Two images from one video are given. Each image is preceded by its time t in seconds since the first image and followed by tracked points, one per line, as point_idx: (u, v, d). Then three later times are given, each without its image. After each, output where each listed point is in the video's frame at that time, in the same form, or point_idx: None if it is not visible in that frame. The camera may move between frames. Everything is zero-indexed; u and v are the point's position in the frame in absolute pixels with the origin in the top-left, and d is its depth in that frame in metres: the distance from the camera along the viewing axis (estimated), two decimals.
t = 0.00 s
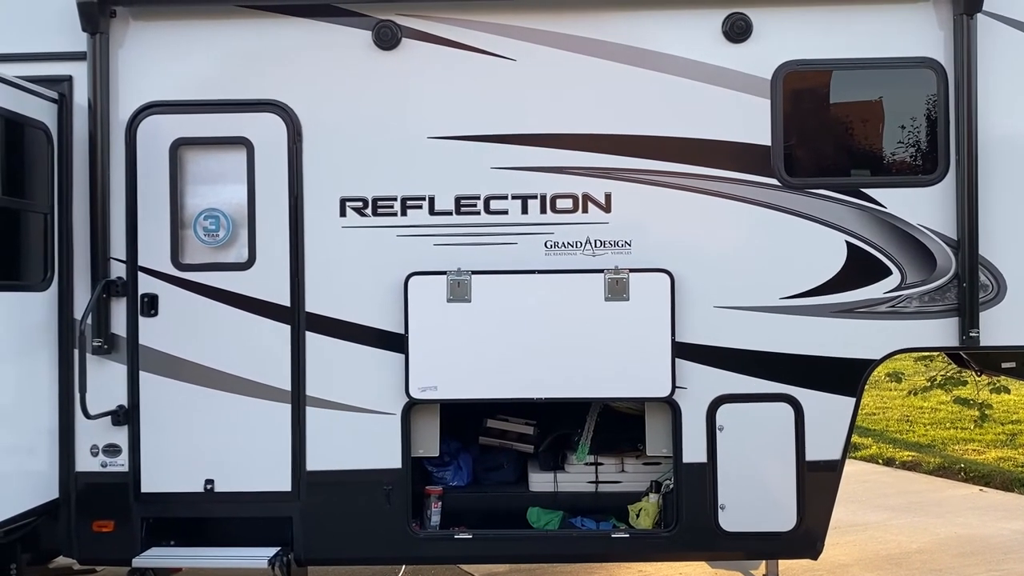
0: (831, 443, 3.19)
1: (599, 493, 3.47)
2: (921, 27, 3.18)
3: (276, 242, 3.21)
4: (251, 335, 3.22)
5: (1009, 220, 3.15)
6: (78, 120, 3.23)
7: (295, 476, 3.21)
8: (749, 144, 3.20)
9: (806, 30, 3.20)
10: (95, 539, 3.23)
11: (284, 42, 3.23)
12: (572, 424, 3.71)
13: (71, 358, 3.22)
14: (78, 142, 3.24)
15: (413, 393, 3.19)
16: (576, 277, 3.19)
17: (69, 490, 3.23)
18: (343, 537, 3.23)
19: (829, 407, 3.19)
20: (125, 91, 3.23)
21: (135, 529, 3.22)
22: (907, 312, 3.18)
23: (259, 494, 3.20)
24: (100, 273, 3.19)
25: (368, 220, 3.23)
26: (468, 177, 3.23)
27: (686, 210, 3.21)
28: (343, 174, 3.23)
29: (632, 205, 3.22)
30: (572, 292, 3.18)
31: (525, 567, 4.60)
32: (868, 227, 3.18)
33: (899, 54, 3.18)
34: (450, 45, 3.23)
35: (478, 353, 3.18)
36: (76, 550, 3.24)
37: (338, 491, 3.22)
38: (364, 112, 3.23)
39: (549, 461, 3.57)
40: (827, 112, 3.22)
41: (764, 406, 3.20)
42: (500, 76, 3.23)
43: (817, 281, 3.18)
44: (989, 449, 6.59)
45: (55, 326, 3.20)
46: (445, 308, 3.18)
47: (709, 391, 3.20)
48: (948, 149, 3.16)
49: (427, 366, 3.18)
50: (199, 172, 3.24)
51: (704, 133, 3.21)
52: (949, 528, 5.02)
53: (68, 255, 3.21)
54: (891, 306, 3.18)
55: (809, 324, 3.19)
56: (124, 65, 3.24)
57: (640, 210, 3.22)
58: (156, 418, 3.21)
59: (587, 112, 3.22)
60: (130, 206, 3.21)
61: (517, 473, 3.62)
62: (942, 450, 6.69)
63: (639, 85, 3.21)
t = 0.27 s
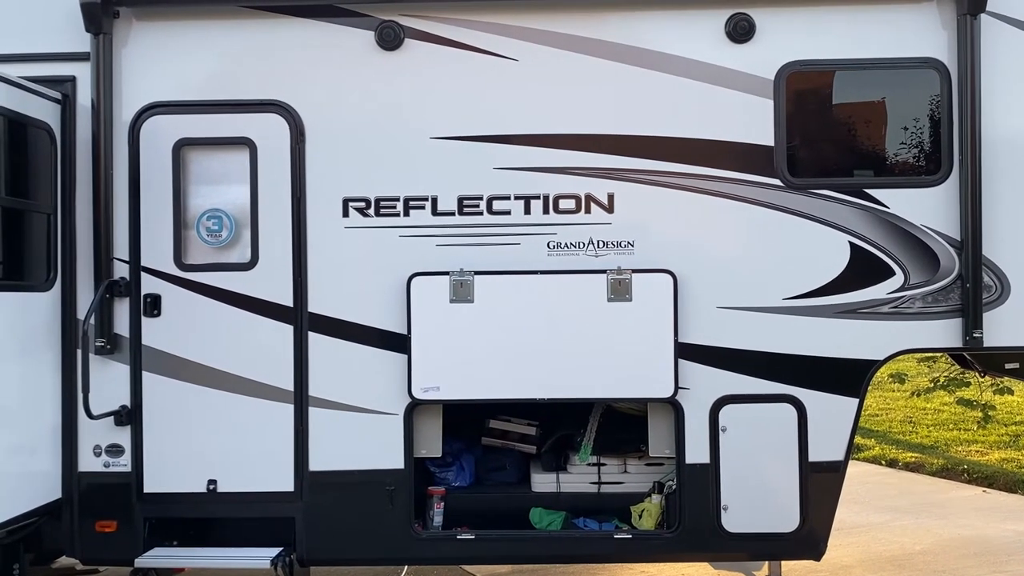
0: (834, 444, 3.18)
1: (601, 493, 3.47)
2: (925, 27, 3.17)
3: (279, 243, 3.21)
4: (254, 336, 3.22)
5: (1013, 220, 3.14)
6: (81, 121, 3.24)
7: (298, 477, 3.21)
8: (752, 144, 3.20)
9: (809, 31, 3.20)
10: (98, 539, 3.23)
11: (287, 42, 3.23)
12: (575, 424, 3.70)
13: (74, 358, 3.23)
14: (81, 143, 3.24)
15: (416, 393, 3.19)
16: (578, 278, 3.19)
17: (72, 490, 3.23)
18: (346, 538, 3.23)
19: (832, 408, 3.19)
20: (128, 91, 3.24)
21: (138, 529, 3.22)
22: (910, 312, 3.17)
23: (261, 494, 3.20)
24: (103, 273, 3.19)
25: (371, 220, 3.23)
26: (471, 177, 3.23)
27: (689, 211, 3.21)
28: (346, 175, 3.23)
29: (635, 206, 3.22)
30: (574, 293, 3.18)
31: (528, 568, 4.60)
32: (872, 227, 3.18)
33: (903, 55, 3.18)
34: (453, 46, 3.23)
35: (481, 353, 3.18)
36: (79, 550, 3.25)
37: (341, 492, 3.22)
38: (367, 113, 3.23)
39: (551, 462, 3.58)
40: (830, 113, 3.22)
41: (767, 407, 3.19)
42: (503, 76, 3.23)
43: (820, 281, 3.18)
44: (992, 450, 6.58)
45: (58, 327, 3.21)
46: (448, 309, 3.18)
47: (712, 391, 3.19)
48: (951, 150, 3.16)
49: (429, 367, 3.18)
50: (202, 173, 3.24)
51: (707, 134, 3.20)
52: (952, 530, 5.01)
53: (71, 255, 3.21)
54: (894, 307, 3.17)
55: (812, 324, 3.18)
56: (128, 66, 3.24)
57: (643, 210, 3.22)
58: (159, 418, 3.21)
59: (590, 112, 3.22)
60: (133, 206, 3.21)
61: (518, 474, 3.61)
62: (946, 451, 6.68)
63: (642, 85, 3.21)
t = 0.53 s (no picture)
0: (837, 444, 3.18)
1: (604, 494, 3.46)
2: (928, 27, 3.17)
3: (281, 243, 3.21)
4: (256, 336, 3.22)
5: (1016, 221, 3.14)
6: (84, 121, 3.24)
7: (300, 477, 3.21)
8: (754, 145, 3.20)
9: (811, 31, 3.20)
10: (100, 539, 3.24)
11: (289, 43, 3.24)
12: (577, 425, 3.69)
13: (77, 358, 3.23)
14: (84, 143, 3.24)
15: (418, 394, 3.19)
16: (580, 278, 3.18)
17: (75, 490, 3.23)
18: (348, 538, 3.23)
19: (834, 409, 3.18)
20: (131, 92, 3.24)
21: (141, 529, 3.22)
22: (912, 313, 3.17)
23: (263, 494, 3.21)
24: (105, 273, 3.19)
25: (373, 221, 3.23)
26: (473, 178, 3.23)
27: (691, 211, 3.21)
28: (348, 175, 3.23)
29: (637, 206, 3.22)
30: (577, 293, 3.18)
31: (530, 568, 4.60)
32: (874, 228, 3.18)
33: (905, 55, 3.18)
34: (456, 46, 3.23)
35: (482, 354, 3.18)
36: (81, 550, 3.25)
37: (343, 492, 3.22)
38: (369, 113, 3.23)
39: (553, 462, 3.58)
40: (833, 113, 3.21)
41: (769, 408, 3.19)
42: (505, 77, 3.23)
43: (822, 282, 3.17)
44: (995, 451, 6.56)
45: (61, 327, 3.21)
46: (450, 309, 3.18)
47: (714, 392, 3.19)
48: (954, 151, 3.16)
49: (431, 367, 3.18)
50: (204, 173, 3.24)
51: (709, 134, 3.20)
52: (955, 531, 5.00)
53: (74, 256, 3.22)
54: (896, 308, 3.17)
55: (814, 325, 3.18)
56: (130, 66, 3.24)
57: (646, 211, 3.22)
58: (161, 418, 3.22)
59: (592, 113, 3.22)
60: (136, 207, 3.22)
61: (520, 475, 3.60)
62: (948, 452, 6.67)
63: (644, 86, 3.21)
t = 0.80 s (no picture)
0: (839, 445, 3.18)
1: (605, 495, 3.47)
2: (929, 28, 3.17)
3: (283, 244, 3.22)
4: (258, 337, 3.22)
5: (1018, 221, 3.13)
6: (86, 122, 3.25)
7: (302, 478, 3.22)
8: (756, 146, 3.20)
9: (813, 32, 3.20)
10: (102, 539, 3.24)
11: (291, 44, 3.24)
12: (579, 425, 3.69)
13: (79, 358, 3.23)
14: (87, 144, 3.25)
15: (420, 394, 3.19)
16: (582, 279, 3.19)
17: (77, 491, 3.24)
18: (349, 539, 3.24)
19: (836, 409, 3.18)
20: (133, 93, 3.25)
21: (143, 529, 3.23)
22: (915, 314, 3.16)
23: (265, 495, 3.21)
24: (107, 274, 3.20)
25: (375, 221, 3.23)
26: (475, 178, 3.23)
27: (692, 212, 3.20)
28: (350, 176, 3.23)
29: (639, 207, 3.22)
30: (578, 294, 3.18)
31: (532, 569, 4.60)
32: (876, 229, 3.17)
33: (907, 56, 3.17)
34: (458, 47, 3.23)
35: (484, 354, 3.18)
36: (83, 550, 3.25)
37: (345, 493, 3.22)
38: (370, 114, 3.23)
39: (554, 463, 3.59)
40: (835, 114, 3.21)
41: (771, 408, 3.19)
42: (506, 77, 3.23)
43: (824, 283, 3.17)
44: (998, 452, 6.56)
45: (64, 327, 3.22)
46: (452, 310, 3.19)
47: (716, 393, 3.19)
48: (956, 151, 3.15)
49: (433, 368, 3.18)
50: (206, 174, 3.25)
51: (711, 135, 3.20)
52: (957, 532, 4.99)
53: (76, 256, 3.22)
54: (898, 308, 3.17)
55: (816, 326, 3.18)
56: (132, 67, 3.25)
57: (647, 212, 3.22)
58: (163, 419, 3.22)
59: (593, 114, 3.22)
60: (138, 207, 3.22)
61: (523, 475, 3.63)
62: (951, 453, 6.66)
63: (645, 87, 3.21)
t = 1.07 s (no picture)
0: (841, 447, 3.18)
1: (607, 496, 3.47)
2: (931, 29, 3.16)
3: (285, 244, 3.22)
4: (260, 337, 3.23)
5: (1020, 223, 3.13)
6: (88, 123, 3.25)
7: (304, 478, 3.22)
8: (758, 147, 3.20)
9: (815, 33, 3.20)
10: (104, 539, 3.24)
11: (293, 44, 3.24)
12: (581, 427, 3.70)
13: (81, 359, 3.24)
14: (89, 145, 3.25)
15: (421, 395, 3.19)
16: (584, 280, 3.19)
17: (79, 491, 3.24)
18: (351, 539, 3.24)
19: (838, 410, 3.18)
20: (135, 94, 3.25)
21: (145, 529, 3.23)
22: (917, 315, 3.16)
23: (267, 495, 3.21)
24: (109, 274, 3.20)
25: (377, 222, 3.23)
26: (477, 179, 3.23)
27: (694, 213, 3.20)
28: (352, 177, 3.23)
29: (640, 208, 3.22)
30: (580, 295, 3.18)
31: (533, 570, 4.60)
32: (878, 230, 3.17)
33: (909, 57, 3.17)
34: (460, 48, 3.24)
35: (486, 355, 3.18)
36: (85, 550, 3.26)
37: (347, 493, 3.23)
38: (373, 115, 3.24)
39: (556, 464, 3.58)
40: (837, 115, 3.21)
41: (773, 409, 3.19)
42: (508, 78, 3.23)
43: (826, 284, 3.17)
44: (1000, 453, 6.55)
45: (66, 328, 3.22)
46: (454, 311, 3.19)
47: (718, 394, 3.19)
48: (958, 152, 3.15)
49: (435, 369, 3.19)
50: (209, 174, 3.25)
51: (713, 136, 3.20)
52: (960, 533, 4.99)
53: (78, 257, 3.23)
54: (901, 309, 3.16)
55: (818, 327, 3.17)
56: (135, 68, 3.25)
57: (649, 213, 3.22)
58: (165, 419, 3.22)
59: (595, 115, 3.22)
60: (140, 208, 3.23)
61: (524, 476, 3.63)
62: (953, 454, 6.65)
63: (647, 87, 3.21)
